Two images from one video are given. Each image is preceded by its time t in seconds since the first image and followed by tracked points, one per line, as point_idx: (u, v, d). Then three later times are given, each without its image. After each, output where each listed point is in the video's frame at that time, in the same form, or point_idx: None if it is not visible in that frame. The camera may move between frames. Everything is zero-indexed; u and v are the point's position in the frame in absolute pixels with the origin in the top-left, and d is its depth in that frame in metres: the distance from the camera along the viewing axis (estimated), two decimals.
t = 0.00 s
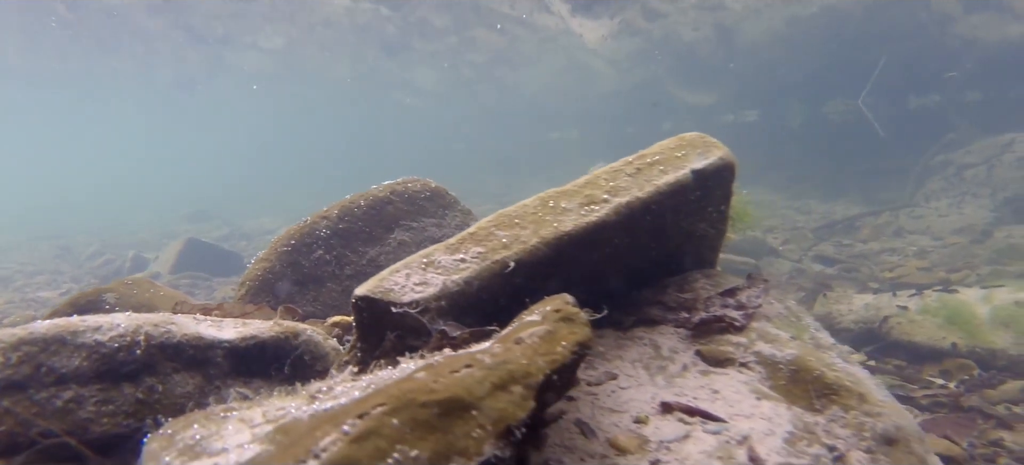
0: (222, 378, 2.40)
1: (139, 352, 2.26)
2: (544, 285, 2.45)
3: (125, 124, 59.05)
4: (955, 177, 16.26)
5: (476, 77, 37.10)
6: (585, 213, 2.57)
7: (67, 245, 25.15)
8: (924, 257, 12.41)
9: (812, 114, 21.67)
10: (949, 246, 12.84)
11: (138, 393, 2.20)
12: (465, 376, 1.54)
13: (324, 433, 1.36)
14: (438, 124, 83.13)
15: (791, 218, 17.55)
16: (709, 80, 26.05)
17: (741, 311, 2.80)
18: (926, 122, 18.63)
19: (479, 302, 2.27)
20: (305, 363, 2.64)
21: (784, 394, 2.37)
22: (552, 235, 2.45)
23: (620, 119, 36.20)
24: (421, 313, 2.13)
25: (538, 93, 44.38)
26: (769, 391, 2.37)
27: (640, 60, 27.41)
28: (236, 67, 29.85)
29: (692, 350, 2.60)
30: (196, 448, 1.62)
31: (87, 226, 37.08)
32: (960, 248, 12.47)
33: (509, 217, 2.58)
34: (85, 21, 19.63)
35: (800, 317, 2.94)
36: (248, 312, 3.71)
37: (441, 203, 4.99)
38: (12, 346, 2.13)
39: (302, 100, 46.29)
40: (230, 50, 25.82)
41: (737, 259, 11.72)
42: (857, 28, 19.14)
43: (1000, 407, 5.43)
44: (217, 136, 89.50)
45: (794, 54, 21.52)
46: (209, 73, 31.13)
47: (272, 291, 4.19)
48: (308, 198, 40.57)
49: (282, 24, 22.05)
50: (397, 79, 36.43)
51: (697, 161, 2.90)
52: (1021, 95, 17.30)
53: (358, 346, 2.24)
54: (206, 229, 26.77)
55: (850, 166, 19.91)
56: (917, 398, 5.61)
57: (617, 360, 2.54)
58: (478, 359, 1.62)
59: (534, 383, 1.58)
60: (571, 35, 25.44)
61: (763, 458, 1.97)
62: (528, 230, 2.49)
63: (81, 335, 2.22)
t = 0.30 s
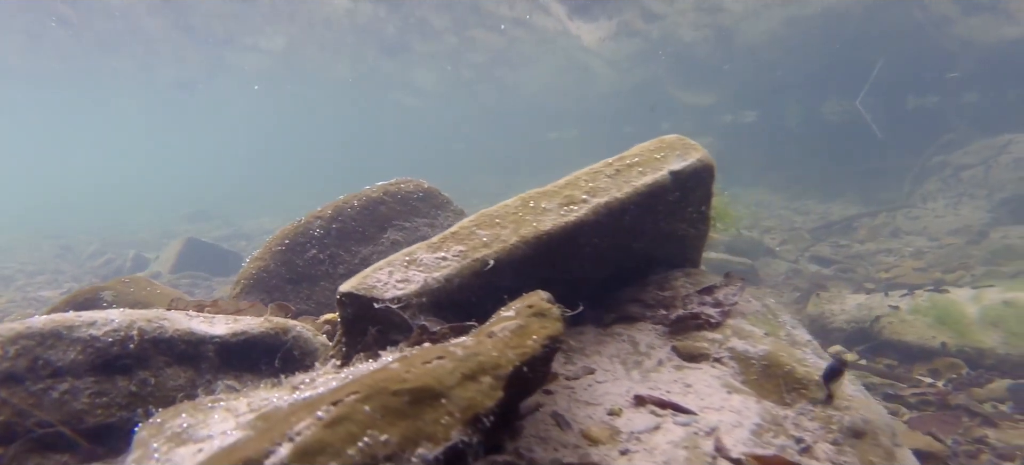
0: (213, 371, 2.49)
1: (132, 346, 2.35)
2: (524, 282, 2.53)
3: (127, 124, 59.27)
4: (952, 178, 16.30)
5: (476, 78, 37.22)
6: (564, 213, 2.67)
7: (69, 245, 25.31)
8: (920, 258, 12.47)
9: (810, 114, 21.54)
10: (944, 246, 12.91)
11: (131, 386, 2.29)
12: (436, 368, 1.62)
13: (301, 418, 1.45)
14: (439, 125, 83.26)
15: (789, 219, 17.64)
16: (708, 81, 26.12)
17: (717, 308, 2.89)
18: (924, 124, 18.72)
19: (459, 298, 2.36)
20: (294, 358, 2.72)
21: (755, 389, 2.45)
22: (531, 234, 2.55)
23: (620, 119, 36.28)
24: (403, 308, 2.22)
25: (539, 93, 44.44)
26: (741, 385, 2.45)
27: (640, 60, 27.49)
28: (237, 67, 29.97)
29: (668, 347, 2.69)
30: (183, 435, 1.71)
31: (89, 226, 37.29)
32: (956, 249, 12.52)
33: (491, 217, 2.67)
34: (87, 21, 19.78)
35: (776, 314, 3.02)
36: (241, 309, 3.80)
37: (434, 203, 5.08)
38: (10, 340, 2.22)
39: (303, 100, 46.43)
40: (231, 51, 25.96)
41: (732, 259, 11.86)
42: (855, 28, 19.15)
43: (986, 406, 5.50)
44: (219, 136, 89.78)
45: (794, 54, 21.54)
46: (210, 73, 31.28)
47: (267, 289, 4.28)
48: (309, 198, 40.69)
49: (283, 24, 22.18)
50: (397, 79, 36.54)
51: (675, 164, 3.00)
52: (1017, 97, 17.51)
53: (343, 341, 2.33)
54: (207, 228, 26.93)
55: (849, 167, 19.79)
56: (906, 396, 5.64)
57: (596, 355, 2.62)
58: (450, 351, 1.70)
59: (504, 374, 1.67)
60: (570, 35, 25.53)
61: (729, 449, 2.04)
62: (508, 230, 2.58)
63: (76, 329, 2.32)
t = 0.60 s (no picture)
0: (204, 365, 2.57)
1: (126, 342, 2.44)
2: (504, 280, 2.61)
3: (129, 125, 59.44)
4: (948, 177, 16.37)
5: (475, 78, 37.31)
6: (543, 213, 2.76)
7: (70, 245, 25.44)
8: (915, 257, 12.53)
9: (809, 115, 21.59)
10: (940, 246, 12.95)
11: (125, 380, 2.38)
12: (410, 359, 1.71)
13: (279, 405, 1.54)
14: (440, 126, 83.32)
15: (786, 219, 17.72)
16: (707, 81, 26.18)
17: (695, 305, 2.98)
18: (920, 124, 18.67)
19: (441, 296, 2.45)
20: (284, 353, 2.81)
21: (728, 382, 2.54)
22: (511, 233, 2.64)
23: (619, 120, 36.33)
24: (386, 304, 2.30)
25: (538, 94, 44.52)
26: (714, 379, 2.53)
27: (639, 61, 27.56)
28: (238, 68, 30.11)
29: (645, 342, 2.78)
30: (172, 423, 1.80)
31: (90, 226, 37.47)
32: (951, 248, 12.58)
33: (473, 217, 2.77)
34: (87, 23, 19.89)
35: (753, 310, 3.10)
36: (235, 306, 3.90)
37: (427, 203, 5.17)
38: (7, 335, 2.33)
39: (304, 101, 46.56)
40: (231, 52, 26.08)
41: (729, 258, 11.99)
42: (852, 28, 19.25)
43: (972, 402, 5.58)
44: (220, 137, 90.02)
45: (792, 55, 21.65)
46: (210, 74, 31.39)
47: (261, 288, 4.37)
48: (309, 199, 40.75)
49: (283, 26, 22.28)
50: (397, 80, 36.62)
51: (654, 164, 3.09)
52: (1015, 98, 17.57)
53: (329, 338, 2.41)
54: (207, 229, 27.03)
55: (847, 167, 19.90)
56: (894, 393, 5.66)
57: (576, 350, 2.70)
58: (424, 344, 1.79)
59: (476, 365, 1.76)
60: (568, 36, 25.61)
61: (697, 438, 2.12)
62: (489, 229, 2.67)
63: (72, 325, 2.42)
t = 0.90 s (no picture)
0: (196, 359, 2.65)
1: (121, 337, 2.54)
2: (486, 277, 2.70)
3: (130, 125, 59.59)
4: (944, 177, 16.43)
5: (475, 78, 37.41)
6: (525, 212, 2.85)
7: (72, 244, 25.58)
8: (911, 256, 12.59)
9: (808, 115, 21.78)
10: (935, 245, 13.00)
11: (120, 373, 2.47)
12: (387, 351, 1.80)
13: (261, 392, 1.63)
14: (440, 125, 83.32)
15: (783, 218, 17.81)
16: (705, 80, 26.23)
17: (674, 301, 3.07)
18: (917, 124, 18.83)
19: (424, 292, 2.54)
20: (274, 348, 2.88)
21: (703, 375, 2.63)
22: (493, 231, 2.73)
23: (619, 119, 36.37)
24: (370, 300, 2.39)
25: (538, 94, 44.55)
26: (689, 372, 2.62)
27: (637, 61, 27.61)
28: (238, 69, 30.20)
29: (624, 337, 2.86)
30: (161, 412, 1.89)
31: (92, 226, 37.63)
32: (945, 247, 12.64)
33: (457, 216, 2.86)
34: (89, 23, 20.02)
35: (733, 307, 3.19)
36: (231, 303, 3.99)
37: (419, 202, 5.27)
38: (6, 329, 2.43)
39: (304, 101, 46.68)
40: (231, 52, 26.16)
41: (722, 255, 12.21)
42: (848, 29, 19.26)
43: (959, 399, 5.65)
44: (221, 137, 90.15)
45: (789, 55, 21.63)
46: (211, 75, 31.48)
47: (256, 285, 4.45)
48: (309, 198, 40.85)
49: (283, 26, 22.36)
50: (397, 80, 36.68)
51: (635, 164, 3.16)
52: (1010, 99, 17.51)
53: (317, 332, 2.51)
54: (208, 228, 27.16)
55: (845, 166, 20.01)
56: (881, 389, 5.75)
57: (556, 345, 2.79)
58: (402, 336, 1.89)
59: (451, 357, 1.85)
60: (567, 37, 25.69)
61: (667, 428, 2.20)
62: (472, 227, 2.76)
63: (69, 321, 2.52)
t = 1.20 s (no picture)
0: (189, 353, 2.75)
1: (117, 331, 2.64)
2: (471, 274, 2.79)
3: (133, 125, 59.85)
4: (942, 177, 16.46)
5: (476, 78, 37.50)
6: (509, 211, 2.94)
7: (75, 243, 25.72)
8: (907, 256, 12.62)
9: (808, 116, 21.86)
10: (932, 245, 13.04)
11: (115, 365, 2.56)
12: (367, 343, 1.89)
13: (245, 381, 1.72)
14: (442, 125, 83.39)
15: (781, 218, 17.86)
16: (705, 81, 26.29)
17: (655, 298, 3.15)
18: (915, 125, 18.91)
19: (409, 288, 2.63)
20: (266, 343, 2.97)
21: (680, 370, 2.71)
22: (477, 230, 2.82)
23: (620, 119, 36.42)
24: (356, 296, 2.48)
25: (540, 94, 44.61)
26: (666, 367, 2.70)
27: (637, 61, 27.69)
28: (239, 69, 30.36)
29: (605, 333, 2.95)
30: (154, 401, 1.99)
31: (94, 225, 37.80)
32: (942, 247, 12.66)
33: (443, 215, 2.95)
34: (90, 24, 20.15)
35: (713, 305, 3.29)
36: (226, 299, 4.09)
37: (413, 202, 5.36)
38: (6, 323, 2.54)
39: (306, 101, 46.83)
40: (231, 52, 26.27)
41: (720, 255, 12.32)
42: (847, 28, 19.34)
43: (948, 397, 5.67)
44: (224, 136, 90.44)
45: (789, 55, 21.69)
46: (213, 75, 31.62)
47: (252, 283, 4.54)
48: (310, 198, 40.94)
49: (283, 26, 22.45)
50: (398, 80, 36.78)
51: (617, 165, 3.26)
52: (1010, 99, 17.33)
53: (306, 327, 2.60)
54: (209, 228, 27.29)
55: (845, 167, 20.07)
56: (872, 388, 5.80)
57: (539, 340, 2.88)
58: (382, 330, 1.98)
59: (429, 349, 1.94)
60: (567, 37, 25.77)
61: (641, 419, 2.28)
62: (457, 226, 2.86)
63: (67, 316, 2.63)
